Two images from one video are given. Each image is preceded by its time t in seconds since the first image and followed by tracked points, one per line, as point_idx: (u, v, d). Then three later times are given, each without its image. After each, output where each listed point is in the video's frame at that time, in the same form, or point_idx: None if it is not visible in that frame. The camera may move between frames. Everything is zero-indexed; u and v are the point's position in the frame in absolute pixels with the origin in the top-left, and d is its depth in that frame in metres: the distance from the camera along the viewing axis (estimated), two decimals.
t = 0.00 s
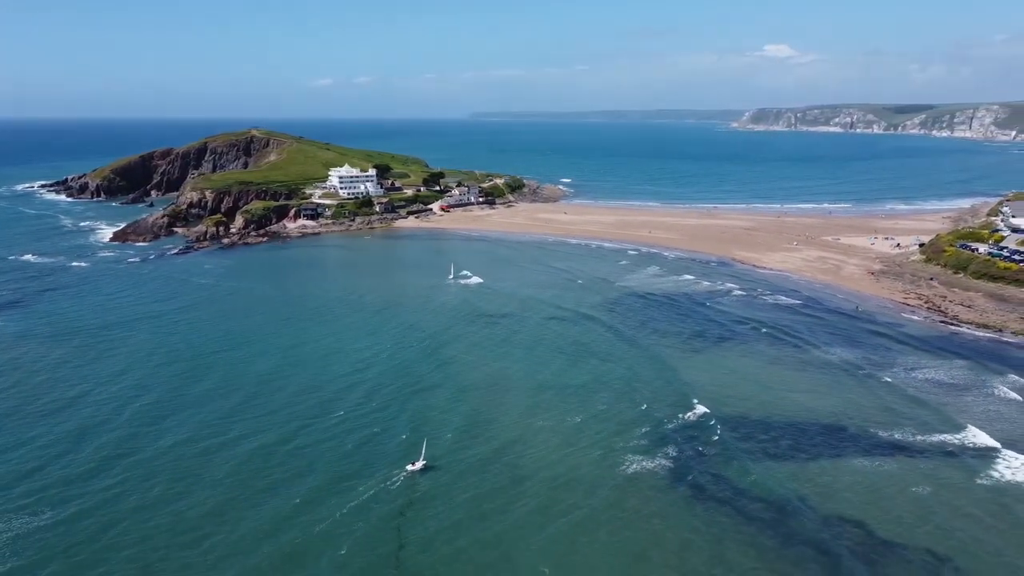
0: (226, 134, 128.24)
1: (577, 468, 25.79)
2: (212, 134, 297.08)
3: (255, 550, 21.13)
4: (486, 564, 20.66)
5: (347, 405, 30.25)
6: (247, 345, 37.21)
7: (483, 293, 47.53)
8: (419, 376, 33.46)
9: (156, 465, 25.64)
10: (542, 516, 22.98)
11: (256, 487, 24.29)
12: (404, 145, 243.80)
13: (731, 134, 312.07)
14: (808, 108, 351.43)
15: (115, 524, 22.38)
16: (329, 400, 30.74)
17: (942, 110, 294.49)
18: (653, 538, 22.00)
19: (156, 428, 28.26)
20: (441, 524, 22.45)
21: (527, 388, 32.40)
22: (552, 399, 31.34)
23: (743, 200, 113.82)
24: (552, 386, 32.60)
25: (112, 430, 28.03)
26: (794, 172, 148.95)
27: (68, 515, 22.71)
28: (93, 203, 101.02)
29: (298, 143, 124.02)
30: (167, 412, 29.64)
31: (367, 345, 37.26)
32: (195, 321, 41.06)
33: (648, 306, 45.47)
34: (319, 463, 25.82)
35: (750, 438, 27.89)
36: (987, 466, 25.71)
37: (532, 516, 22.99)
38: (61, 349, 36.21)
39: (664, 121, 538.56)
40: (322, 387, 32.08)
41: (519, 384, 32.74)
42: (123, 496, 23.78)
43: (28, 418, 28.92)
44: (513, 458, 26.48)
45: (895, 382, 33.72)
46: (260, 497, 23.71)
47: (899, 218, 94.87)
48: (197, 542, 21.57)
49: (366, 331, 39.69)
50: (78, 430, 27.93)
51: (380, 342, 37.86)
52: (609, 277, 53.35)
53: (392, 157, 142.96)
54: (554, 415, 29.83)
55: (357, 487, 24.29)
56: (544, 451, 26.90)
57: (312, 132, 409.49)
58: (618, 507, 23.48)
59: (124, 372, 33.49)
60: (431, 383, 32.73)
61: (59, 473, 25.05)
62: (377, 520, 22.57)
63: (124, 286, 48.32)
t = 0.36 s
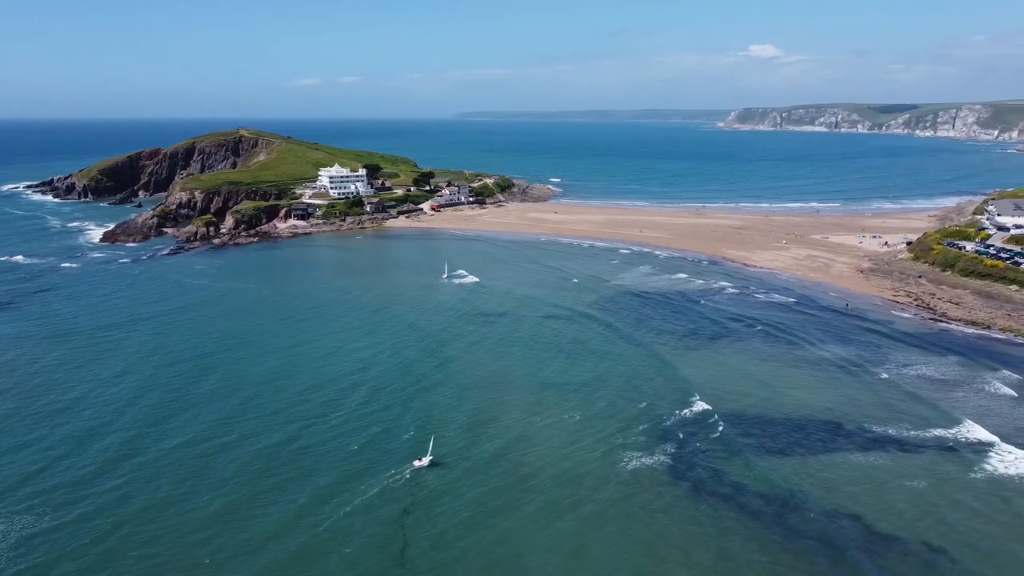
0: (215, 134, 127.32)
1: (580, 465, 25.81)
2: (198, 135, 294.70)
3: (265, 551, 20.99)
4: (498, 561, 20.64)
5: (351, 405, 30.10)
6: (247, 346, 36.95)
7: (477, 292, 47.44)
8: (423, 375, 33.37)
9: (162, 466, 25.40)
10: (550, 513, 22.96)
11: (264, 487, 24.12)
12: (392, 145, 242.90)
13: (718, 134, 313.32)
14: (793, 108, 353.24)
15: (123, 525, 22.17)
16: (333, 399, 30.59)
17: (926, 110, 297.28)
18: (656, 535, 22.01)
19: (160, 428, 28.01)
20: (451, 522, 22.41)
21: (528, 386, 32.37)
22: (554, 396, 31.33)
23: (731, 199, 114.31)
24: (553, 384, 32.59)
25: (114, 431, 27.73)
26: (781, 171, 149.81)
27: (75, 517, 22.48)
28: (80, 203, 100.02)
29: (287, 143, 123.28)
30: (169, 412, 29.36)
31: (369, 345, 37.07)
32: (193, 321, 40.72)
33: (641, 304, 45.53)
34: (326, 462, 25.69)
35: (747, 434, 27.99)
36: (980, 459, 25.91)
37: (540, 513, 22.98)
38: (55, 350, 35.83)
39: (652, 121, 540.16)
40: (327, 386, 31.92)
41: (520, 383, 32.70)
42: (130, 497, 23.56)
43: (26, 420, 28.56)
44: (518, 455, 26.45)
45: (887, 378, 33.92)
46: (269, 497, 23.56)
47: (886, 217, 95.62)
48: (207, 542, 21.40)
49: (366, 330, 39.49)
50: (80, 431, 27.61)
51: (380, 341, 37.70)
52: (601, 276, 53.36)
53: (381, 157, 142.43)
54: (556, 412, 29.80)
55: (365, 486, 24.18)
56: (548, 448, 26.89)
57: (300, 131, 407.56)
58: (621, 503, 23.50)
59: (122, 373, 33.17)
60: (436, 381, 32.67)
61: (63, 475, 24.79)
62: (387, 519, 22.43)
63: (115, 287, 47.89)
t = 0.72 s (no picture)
0: (202, 134, 126.32)
1: (582, 461, 25.85)
2: (185, 135, 292.50)
3: (274, 550, 20.85)
4: (506, 558, 20.62)
5: (354, 404, 29.95)
6: (246, 346, 36.68)
7: (472, 291, 47.33)
8: (424, 373, 33.29)
9: (167, 467, 25.16)
10: (555, 509, 22.98)
11: (271, 487, 23.94)
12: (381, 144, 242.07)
13: (704, 134, 314.47)
14: (779, 108, 355.24)
15: (131, 526, 21.95)
16: (336, 399, 30.43)
17: (911, 109, 299.84)
18: (660, 530, 22.03)
19: (163, 429, 27.78)
20: (460, 519, 22.33)
21: (528, 384, 32.33)
22: (555, 394, 31.31)
23: (720, 198, 114.82)
24: (554, 382, 32.56)
25: (116, 432, 27.45)
26: (768, 170, 150.60)
27: (81, 519, 22.24)
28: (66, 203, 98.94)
29: (276, 143, 122.44)
30: (172, 412, 29.14)
31: (368, 344, 36.93)
32: (189, 321, 40.38)
33: (633, 302, 45.59)
34: (331, 461, 25.53)
35: (746, 430, 28.04)
36: (974, 453, 26.15)
37: (547, 510, 22.95)
38: (49, 352, 35.42)
39: (639, 121, 541.58)
40: (329, 386, 31.76)
41: (521, 381, 32.67)
42: (136, 499, 23.32)
43: (24, 421, 28.23)
44: (521, 453, 26.40)
45: (879, 375, 34.14)
46: (276, 497, 23.36)
47: (873, 216, 96.35)
48: (215, 543, 21.21)
49: (365, 329, 39.33)
50: (82, 432, 27.38)
51: (380, 340, 37.55)
52: (593, 275, 53.40)
53: (370, 156, 141.83)
54: (558, 410, 29.77)
55: (371, 485, 24.06)
56: (550, 446, 26.89)
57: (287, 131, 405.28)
58: (624, 499, 23.55)
59: (120, 373, 32.86)
60: (437, 380, 32.60)
61: (66, 476, 24.53)
62: (394, 517, 22.36)
63: (106, 288, 47.42)
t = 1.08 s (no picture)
0: (190, 134, 125.37)
1: (584, 458, 25.85)
2: (170, 135, 290.04)
3: (285, 551, 20.65)
4: (515, 555, 20.58)
5: (356, 403, 29.77)
6: (244, 346, 36.38)
7: (465, 290, 47.22)
8: (426, 372, 33.18)
9: (171, 469, 24.87)
10: (561, 506, 22.99)
11: (277, 487, 23.74)
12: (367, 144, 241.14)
13: (691, 134, 315.59)
14: (763, 108, 357.40)
15: (138, 528, 21.68)
16: (338, 398, 30.24)
17: (894, 109, 302.25)
18: (665, 526, 22.05)
19: (165, 430, 27.47)
20: (468, 517, 22.23)
21: (528, 382, 32.28)
22: (555, 392, 31.30)
23: (708, 198, 115.34)
24: (553, 380, 32.53)
25: (119, 434, 27.15)
26: (755, 170, 151.31)
27: (87, 521, 21.94)
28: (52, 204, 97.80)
29: (264, 143, 121.64)
30: (173, 413, 28.84)
31: (367, 343, 36.77)
32: (185, 322, 40.02)
33: (626, 300, 45.68)
34: (336, 460, 25.35)
35: (745, 426, 28.15)
36: (969, 447, 26.38)
37: (554, 507, 22.90)
38: (42, 353, 34.99)
39: (626, 120, 543.40)
40: (331, 385, 31.58)
41: (521, 379, 32.61)
42: (142, 501, 23.03)
43: (22, 424, 27.85)
44: (525, 450, 26.34)
45: (870, 371, 34.36)
46: (283, 498, 23.16)
47: (859, 215, 97.04)
48: (225, 544, 20.99)
49: (363, 329, 39.13)
50: (83, 434, 27.03)
51: (378, 340, 37.38)
52: (585, 274, 53.45)
53: (359, 156, 141.22)
54: (559, 408, 29.74)
55: (378, 484, 23.91)
56: (553, 443, 26.87)
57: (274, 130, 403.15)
58: (625, 495, 23.57)
59: (119, 374, 32.52)
60: (439, 378, 32.50)
61: (70, 478, 24.20)
62: (401, 515, 22.24)
63: (97, 289, 46.91)
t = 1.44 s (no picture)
0: (177, 134, 124.29)
1: (585, 455, 25.85)
2: (155, 136, 287.48)
3: (294, 552, 20.46)
4: (524, 552, 20.54)
5: (358, 403, 29.57)
6: (242, 347, 36.07)
7: (458, 290, 47.11)
8: (427, 371, 33.05)
9: (174, 471, 24.55)
10: (567, 503, 22.98)
11: (282, 488, 23.51)
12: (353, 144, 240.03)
13: (677, 134, 316.81)
14: (749, 108, 359.52)
15: (144, 531, 21.38)
16: (339, 399, 30.03)
17: (878, 109, 304.98)
18: (669, 522, 22.06)
19: (167, 432, 27.16)
20: (476, 516, 22.13)
21: (527, 381, 32.22)
22: (554, 390, 31.28)
23: (695, 197, 115.85)
24: (552, 379, 32.49)
25: (121, 435, 26.86)
26: (741, 169, 152.12)
27: (91, 525, 21.62)
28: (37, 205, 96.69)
29: (252, 143, 120.55)
30: (174, 415, 28.52)
31: (366, 343, 36.58)
32: (181, 323, 39.65)
33: (618, 299, 45.78)
34: (340, 460, 25.16)
35: (741, 422, 28.26)
36: (963, 441, 26.64)
37: (560, 504, 22.89)
38: (35, 355, 34.55)
39: (612, 121, 544.65)
40: (333, 385, 31.39)
41: (520, 378, 32.56)
42: (146, 503, 22.72)
43: (19, 427, 27.43)
44: (527, 448, 26.34)
45: (861, 368, 34.61)
46: (290, 498, 22.94)
47: (846, 214, 97.78)
48: (233, 546, 20.76)
49: (361, 329, 38.94)
50: (83, 437, 26.65)
51: (377, 339, 37.19)
52: (577, 273, 53.50)
53: (347, 156, 140.54)
54: (559, 406, 29.68)
55: (384, 484, 23.74)
56: (555, 440, 26.87)
57: (260, 131, 400.77)
58: (627, 491, 23.61)
59: (117, 376, 32.17)
60: (441, 378, 32.40)
61: (72, 482, 23.85)
62: (408, 513, 22.15)
63: (88, 290, 46.40)
